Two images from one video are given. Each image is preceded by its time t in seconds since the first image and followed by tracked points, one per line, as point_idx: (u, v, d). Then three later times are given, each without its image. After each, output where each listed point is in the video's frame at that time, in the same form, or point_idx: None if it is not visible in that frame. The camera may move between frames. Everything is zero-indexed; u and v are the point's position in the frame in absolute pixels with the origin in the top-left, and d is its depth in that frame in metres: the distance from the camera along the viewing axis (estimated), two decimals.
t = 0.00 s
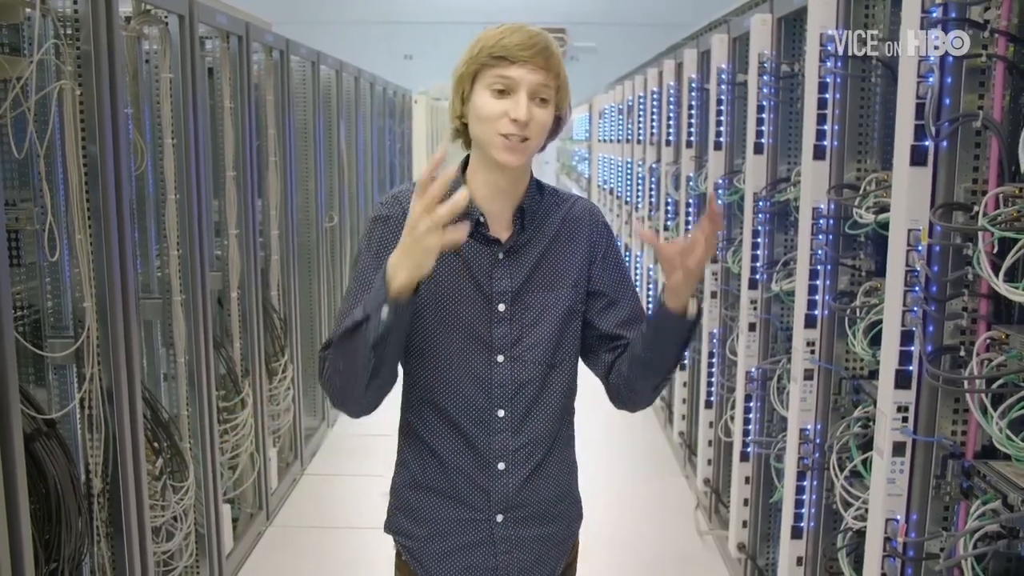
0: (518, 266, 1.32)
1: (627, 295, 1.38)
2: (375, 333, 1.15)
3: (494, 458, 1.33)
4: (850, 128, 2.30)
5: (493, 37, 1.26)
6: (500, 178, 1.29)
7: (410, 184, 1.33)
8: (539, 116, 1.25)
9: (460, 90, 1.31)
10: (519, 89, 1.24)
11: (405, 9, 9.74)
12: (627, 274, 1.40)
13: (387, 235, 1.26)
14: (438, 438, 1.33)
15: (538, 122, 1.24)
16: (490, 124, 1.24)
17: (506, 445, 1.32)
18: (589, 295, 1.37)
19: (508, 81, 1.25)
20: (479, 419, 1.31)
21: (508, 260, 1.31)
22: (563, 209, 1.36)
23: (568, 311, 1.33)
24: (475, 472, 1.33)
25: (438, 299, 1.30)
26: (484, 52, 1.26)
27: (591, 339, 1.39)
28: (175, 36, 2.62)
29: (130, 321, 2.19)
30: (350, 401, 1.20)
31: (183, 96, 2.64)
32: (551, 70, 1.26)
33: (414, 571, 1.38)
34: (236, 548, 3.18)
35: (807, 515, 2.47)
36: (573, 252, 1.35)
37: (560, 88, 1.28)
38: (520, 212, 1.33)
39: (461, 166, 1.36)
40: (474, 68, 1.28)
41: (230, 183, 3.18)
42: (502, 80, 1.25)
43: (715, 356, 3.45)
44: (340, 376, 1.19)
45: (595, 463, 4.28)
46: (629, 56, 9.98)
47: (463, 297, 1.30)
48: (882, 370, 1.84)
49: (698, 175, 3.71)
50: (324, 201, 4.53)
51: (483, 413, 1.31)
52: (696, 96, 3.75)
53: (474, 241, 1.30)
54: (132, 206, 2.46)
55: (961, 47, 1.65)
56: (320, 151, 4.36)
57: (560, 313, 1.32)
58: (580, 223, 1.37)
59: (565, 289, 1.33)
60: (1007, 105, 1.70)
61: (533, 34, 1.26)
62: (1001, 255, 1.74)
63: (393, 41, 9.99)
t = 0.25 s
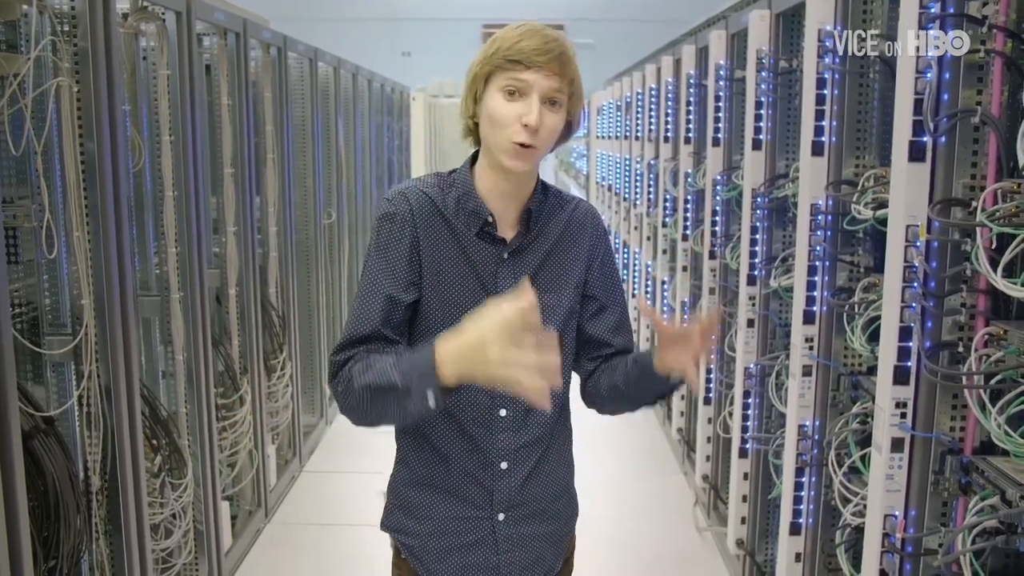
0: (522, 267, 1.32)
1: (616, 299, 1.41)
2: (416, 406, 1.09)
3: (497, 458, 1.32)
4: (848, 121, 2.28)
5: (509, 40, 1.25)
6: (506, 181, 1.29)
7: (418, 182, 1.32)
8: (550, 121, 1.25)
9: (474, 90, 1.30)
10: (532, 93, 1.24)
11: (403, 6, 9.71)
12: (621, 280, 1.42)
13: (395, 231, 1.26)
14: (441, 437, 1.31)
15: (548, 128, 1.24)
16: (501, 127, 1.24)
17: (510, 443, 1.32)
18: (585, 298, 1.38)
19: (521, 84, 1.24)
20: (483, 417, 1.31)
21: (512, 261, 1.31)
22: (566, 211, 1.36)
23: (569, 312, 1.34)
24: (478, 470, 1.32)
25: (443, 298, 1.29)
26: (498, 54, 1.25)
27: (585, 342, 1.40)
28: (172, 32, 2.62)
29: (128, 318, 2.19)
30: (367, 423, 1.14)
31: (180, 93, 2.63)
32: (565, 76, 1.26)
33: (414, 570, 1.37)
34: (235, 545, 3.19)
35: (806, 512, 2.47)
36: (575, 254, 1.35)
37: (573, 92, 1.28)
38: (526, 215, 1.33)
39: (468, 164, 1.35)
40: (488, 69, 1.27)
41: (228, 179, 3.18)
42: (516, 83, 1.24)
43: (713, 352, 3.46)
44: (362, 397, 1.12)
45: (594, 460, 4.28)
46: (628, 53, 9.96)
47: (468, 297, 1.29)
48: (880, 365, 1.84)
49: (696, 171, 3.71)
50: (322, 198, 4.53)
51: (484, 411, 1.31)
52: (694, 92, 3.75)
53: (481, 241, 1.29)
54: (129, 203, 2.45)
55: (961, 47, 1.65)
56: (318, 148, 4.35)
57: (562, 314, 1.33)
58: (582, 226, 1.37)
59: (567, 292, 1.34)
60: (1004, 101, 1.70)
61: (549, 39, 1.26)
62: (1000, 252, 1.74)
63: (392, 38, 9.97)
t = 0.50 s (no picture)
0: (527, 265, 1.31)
1: (620, 296, 1.40)
2: (431, 373, 1.10)
3: (501, 457, 1.32)
4: (847, 125, 2.29)
5: (507, 28, 1.27)
6: (512, 168, 1.28)
7: (426, 179, 1.30)
8: (552, 102, 1.24)
9: (475, 83, 1.31)
10: (532, 74, 1.24)
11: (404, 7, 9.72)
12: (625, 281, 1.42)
13: (403, 228, 1.24)
14: (449, 440, 1.32)
15: (550, 109, 1.23)
16: (502, 109, 1.23)
17: (512, 444, 1.32)
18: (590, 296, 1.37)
19: (521, 67, 1.25)
20: (486, 417, 1.31)
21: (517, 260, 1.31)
22: (569, 211, 1.36)
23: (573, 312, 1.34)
24: (478, 467, 1.32)
25: (449, 295, 1.28)
26: (497, 42, 1.26)
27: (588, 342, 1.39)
28: (172, 33, 2.62)
29: (127, 319, 2.19)
30: (380, 411, 1.14)
31: (180, 93, 2.63)
32: (563, 58, 1.27)
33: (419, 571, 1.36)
34: (234, 545, 3.18)
35: (804, 513, 2.47)
36: (579, 253, 1.35)
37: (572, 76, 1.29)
38: (531, 212, 1.33)
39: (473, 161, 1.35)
40: (487, 58, 1.28)
41: (227, 180, 3.18)
42: (515, 66, 1.25)
43: (713, 353, 3.46)
44: (376, 383, 1.12)
45: (593, 460, 4.28)
46: (628, 54, 9.95)
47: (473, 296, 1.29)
48: (879, 368, 1.84)
49: (695, 172, 3.72)
50: (322, 198, 4.53)
51: (488, 410, 1.31)
52: (693, 94, 3.75)
53: (487, 239, 1.29)
54: (129, 203, 2.45)
55: (961, 47, 1.65)
56: (317, 149, 4.35)
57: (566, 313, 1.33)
58: (586, 226, 1.37)
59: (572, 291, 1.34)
60: (1004, 103, 1.70)
61: (546, 27, 1.27)
62: (998, 254, 1.74)
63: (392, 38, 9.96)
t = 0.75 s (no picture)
0: (534, 257, 1.31)
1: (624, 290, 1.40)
2: (431, 302, 1.12)
3: (503, 450, 1.32)
4: (846, 124, 2.28)
5: (516, 26, 1.26)
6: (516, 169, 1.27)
7: (432, 171, 1.30)
8: (558, 105, 1.23)
9: (482, 82, 1.30)
10: (538, 76, 1.23)
11: (402, 5, 9.72)
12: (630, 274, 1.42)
13: (409, 217, 1.24)
14: (455, 438, 1.32)
15: (556, 113, 1.23)
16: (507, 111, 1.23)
17: (517, 435, 1.32)
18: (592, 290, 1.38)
19: (527, 68, 1.24)
20: (492, 412, 1.31)
21: (523, 251, 1.30)
22: (572, 206, 1.36)
23: (579, 305, 1.34)
24: (478, 459, 1.32)
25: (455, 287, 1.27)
26: (504, 40, 1.26)
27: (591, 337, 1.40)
28: (170, 30, 2.61)
29: (125, 317, 2.19)
30: (383, 395, 1.19)
31: (177, 91, 2.63)
32: (570, 61, 1.26)
33: (426, 570, 1.35)
34: (232, 543, 3.18)
35: (802, 512, 2.47)
36: (584, 245, 1.35)
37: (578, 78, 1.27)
38: (537, 206, 1.33)
39: (476, 158, 1.34)
40: (494, 57, 1.27)
41: (225, 178, 3.17)
42: (521, 67, 1.24)
43: (711, 352, 3.47)
44: (384, 351, 1.14)
45: (591, 458, 4.28)
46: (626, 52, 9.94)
47: (480, 287, 1.28)
48: (878, 366, 1.83)
49: (693, 171, 3.72)
50: (320, 196, 4.52)
51: (492, 405, 1.31)
52: (691, 93, 3.75)
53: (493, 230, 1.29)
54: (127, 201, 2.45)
55: (961, 48, 1.65)
56: (315, 147, 4.35)
57: (573, 306, 1.32)
58: (590, 221, 1.37)
59: (578, 283, 1.34)
60: (1003, 101, 1.70)
61: (554, 26, 1.26)
62: (996, 252, 1.74)
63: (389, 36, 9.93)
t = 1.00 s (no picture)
0: (529, 267, 1.30)
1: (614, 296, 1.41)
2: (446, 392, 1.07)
3: (501, 460, 1.32)
4: (844, 122, 2.28)
5: (519, 40, 1.22)
6: (516, 182, 1.27)
7: (427, 179, 1.29)
8: (559, 124, 1.22)
9: (483, 91, 1.28)
10: (540, 95, 1.21)
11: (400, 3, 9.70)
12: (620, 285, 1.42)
13: (403, 230, 1.23)
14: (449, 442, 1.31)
15: (556, 133, 1.22)
16: (508, 130, 1.21)
17: (510, 448, 1.31)
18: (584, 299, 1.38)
19: (529, 86, 1.21)
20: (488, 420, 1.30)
21: (518, 261, 1.29)
22: (570, 214, 1.35)
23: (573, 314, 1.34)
24: (478, 468, 1.31)
25: (450, 299, 1.26)
26: (507, 55, 1.22)
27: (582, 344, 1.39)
28: (167, 28, 2.60)
29: (122, 316, 2.18)
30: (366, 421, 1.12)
31: (175, 88, 2.62)
32: (574, 78, 1.23)
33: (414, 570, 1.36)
34: (231, 542, 3.19)
35: (800, 509, 2.47)
36: (580, 255, 1.35)
37: (582, 95, 1.25)
38: (533, 214, 1.32)
39: (473, 163, 1.33)
40: (497, 69, 1.24)
41: (223, 177, 3.17)
42: (523, 85, 1.22)
43: (709, 350, 3.47)
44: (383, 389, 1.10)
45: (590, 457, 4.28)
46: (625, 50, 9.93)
47: (475, 299, 1.27)
48: (877, 364, 1.83)
49: (692, 168, 3.72)
50: (317, 194, 4.52)
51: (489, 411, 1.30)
52: (690, 90, 3.75)
53: (488, 240, 1.27)
54: (124, 199, 2.44)
55: (961, 47, 1.64)
56: (313, 146, 4.34)
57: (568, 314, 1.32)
58: (587, 228, 1.37)
59: (572, 292, 1.33)
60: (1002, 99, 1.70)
61: (560, 41, 1.22)
62: (995, 249, 1.74)
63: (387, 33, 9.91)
